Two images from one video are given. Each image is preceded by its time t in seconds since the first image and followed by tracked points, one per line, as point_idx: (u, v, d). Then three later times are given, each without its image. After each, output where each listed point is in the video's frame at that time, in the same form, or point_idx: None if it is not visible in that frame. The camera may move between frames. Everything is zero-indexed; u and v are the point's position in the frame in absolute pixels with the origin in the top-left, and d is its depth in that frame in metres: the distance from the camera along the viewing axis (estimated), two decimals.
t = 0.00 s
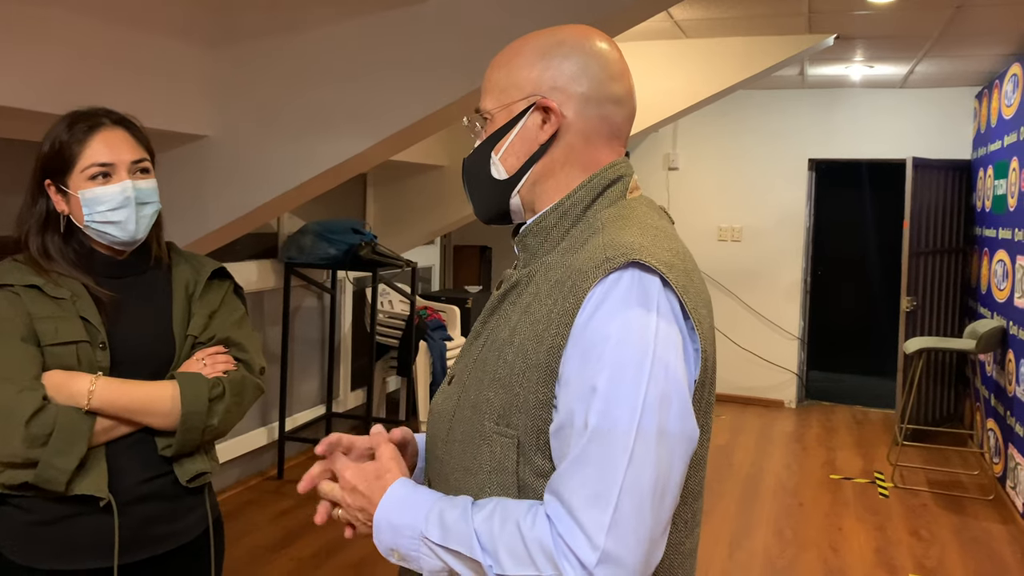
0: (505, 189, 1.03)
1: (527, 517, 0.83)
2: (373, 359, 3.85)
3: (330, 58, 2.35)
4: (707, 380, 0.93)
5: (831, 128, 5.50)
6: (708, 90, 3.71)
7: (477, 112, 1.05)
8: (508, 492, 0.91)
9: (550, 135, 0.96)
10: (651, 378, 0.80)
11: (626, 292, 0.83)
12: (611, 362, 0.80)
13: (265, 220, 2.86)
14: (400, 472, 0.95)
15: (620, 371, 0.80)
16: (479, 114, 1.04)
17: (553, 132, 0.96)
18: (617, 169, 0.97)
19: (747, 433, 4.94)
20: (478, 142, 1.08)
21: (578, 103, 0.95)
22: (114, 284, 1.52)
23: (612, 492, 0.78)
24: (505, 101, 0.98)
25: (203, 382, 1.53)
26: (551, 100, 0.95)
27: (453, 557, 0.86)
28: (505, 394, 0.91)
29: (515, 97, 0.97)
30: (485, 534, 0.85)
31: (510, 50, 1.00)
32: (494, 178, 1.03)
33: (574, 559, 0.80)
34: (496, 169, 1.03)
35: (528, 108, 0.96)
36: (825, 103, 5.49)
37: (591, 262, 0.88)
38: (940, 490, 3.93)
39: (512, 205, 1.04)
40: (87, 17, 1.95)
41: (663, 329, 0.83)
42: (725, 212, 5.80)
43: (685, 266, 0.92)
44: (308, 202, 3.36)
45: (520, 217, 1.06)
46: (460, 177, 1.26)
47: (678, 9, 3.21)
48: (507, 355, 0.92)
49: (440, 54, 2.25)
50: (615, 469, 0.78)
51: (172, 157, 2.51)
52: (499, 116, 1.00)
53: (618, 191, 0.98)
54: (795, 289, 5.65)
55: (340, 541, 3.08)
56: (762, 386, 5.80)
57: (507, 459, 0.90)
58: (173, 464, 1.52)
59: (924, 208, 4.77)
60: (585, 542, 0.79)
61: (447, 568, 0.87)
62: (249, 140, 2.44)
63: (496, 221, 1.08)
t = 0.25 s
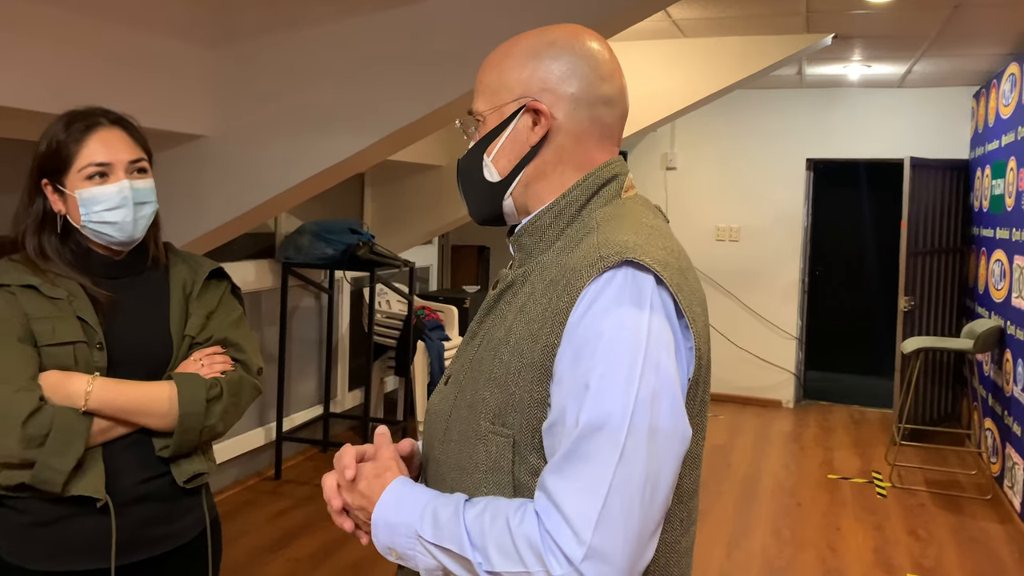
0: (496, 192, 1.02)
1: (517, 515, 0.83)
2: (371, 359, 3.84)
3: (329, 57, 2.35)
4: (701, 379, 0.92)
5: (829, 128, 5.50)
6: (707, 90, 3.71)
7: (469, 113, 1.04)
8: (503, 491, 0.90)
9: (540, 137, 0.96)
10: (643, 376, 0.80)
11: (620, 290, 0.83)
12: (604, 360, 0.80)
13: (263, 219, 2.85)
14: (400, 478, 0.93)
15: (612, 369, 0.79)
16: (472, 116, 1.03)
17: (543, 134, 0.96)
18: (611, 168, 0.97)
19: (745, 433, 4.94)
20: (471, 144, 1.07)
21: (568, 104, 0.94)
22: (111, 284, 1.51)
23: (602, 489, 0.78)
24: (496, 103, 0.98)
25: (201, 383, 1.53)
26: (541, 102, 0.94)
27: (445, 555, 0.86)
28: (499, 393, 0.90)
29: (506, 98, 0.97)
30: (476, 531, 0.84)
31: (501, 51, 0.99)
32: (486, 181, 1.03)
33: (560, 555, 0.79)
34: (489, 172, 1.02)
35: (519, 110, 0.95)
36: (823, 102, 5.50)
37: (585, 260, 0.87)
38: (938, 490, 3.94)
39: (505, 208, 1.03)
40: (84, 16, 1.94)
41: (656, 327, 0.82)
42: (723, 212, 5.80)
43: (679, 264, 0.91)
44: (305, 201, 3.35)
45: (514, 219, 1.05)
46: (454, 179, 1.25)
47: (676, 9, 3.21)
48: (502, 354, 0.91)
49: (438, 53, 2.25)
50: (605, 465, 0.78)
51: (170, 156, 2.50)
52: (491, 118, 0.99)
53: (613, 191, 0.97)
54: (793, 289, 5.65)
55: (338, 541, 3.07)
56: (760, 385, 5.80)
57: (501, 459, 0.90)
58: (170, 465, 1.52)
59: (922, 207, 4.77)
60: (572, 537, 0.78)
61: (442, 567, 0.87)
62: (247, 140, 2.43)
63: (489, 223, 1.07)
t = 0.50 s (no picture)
0: (487, 193, 1.01)
1: (512, 516, 0.83)
2: (363, 359, 3.83)
3: (320, 56, 2.33)
4: (694, 377, 0.92)
5: (820, 128, 5.52)
6: (699, 89, 3.71)
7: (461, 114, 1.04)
8: (497, 492, 0.90)
9: (532, 138, 0.95)
10: (637, 376, 0.80)
11: (613, 290, 0.83)
12: (598, 360, 0.80)
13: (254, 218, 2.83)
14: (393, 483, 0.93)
15: (606, 370, 0.79)
16: (464, 116, 1.03)
17: (534, 135, 0.95)
18: (603, 169, 0.97)
19: (736, 432, 4.95)
20: (462, 144, 1.07)
21: (559, 106, 0.94)
22: (101, 284, 1.50)
23: (597, 489, 0.78)
24: (487, 103, 0.97)
25: (190, 383, 1.52)
26: (532, 104, 0.94)
27: (441, 558, 0.85)
28: (493, 394, 0.90)
29: (497, 98, 0.96)
30: (471, 532, 0.84)
31: (492, 52, 0.99)
32: (477, 182, 1.02)
33: (556, 555, 0.79)
34: (480, 173, 1.02)
35: (510, 111, 0.95)
36: (814, 102, 5.51)
37: (579, 260, 0.87)
38: (928, 488, 3.96)
39: (495, 208, 1.02)
40: (73, 13, 1.92)
41: (650, 326, 0.83)
42: (715, 211, 5.82)
43: (672, 264, 0.91)
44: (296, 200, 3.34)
45: (505, 219, 1.05)
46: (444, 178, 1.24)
47: (668, 8, 3.21)
48: (495, 355, 0.91)
49: (430, 51, 2.24)
50: (600, 466, 0.78)
51: (160, 155, 2.48)
52: (482, 119, 0.98)
53: (605, 191, 0.97)
54: (784, 288, 5.67)
55: (329, 541, 3.06)
56: (751, 384, 5.82)
57: (495, 460, 0.90)
58: (160, 465, 1.51)
59: (913, 207, 4.79)
60: (567, 537, 0.78)
61: (439, 570, 0.87)
62: (238, 138, 2.42)
63: (481, 223, 1.06)
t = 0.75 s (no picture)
0: (486, 199, 1.01)
1: (511, 517, 0.83)
2: (360, 360, 3.83)
3: (317, 58, 2.33)
4: (694, 379, 0.92)
5: (817, 129, 5.53)
6: (696, 91, 3.71)
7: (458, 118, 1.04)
8: (497, 495, 0.90)
9: (530, 144, 0.95)
10: (637, 377, 0.80)
11: (613, 291, 0.83)
12: (598, 362, 0.80)
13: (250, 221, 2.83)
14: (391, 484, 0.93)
15: (606, 371, 0.79)
16: (461, 121, 1.02)
17: (533, 141, 0.95)
18: (602, 172, 0.97)
19: (733, 433, 4.95)
20: (461, 148, 1.07)
21: (557, 111, 0.94)
22: (97, 288, 1.50)
23: (596, 490, 0.78)
24: (485, 109, 0.97)
25: (187, 387, 1.51)
26: (530, 110, 0.94)
27: (441, 561, 0.85)
28: (493, 397, 0.90)
29: (495, 104, 0.96)
30: (470, 535, 0.84)
31: (489, 57, 0.99)
32: (475, 187, 1.02)
33: (555, 557, 0.79)
34: (478, 178, 1.02)
35: (507, 118, 0.95)
36: (811, 103, 5.52)
37: (579, 263, 0.87)
38: (925, 489, 3.96)
39: (494, 213, 1.02)
40: (69, 14, 1.92)
41: (650, 327, 0.83)
42: (712, 212, 5.82)
43: (672, 266, 0.91)
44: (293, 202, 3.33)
45: (503, 224, 1.05)
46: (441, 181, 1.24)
47: (664, 10, 3.21)
48: (495, 357, 0.91)
49: (428, 53, 2.24)
50: (599, 467, 0.78)
51: (156, 157, 2.48)
52: (480, 123, 0.98)
53: (604, 194, 0.97)
54: (781, 289, 5.68)
55: (326, 543, 3.06)
56: (748, 386, 5.82)
57: (495, 463, 0.90)
58: (157, 468, 1.50)
59: (909, 208, 4.80)
60: (567, 539, 0.78)
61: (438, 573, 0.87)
62: (235, 141, 2.41)
63: (478, 228, 1.06)
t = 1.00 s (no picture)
0: (487, 201, 1.01)
1: (514, 516, 0.83)
2: (359, 361, 3.83)
3: (315, 59, 2.33)
4: (697, 379, 0.93)
5: (815, 129, 5.53)
6: (694, 91, 3.71)
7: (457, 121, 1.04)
8: (498, 494, 0.90)
9: (529, 148, 0.95)
10: (641, 376, 0.80)
11: (618, 291, 0.83)
12: (604, 361, 0.80)
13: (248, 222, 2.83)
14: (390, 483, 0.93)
15: (611, 369, 0.79)
16: (460, 124, 1.02)
17: (532, 144, 0.95)
18: (604, 173, 0.97)
19: (733, 433, 4.95)
20: (459, 151, 1.07)
21: (557, 114, 0.94)
22: (94, 291, 1.50)
23: (599, 490, 0.78)
24: (484, 111, 0.97)
25: (184, 389, 1.51)
26: (530, 113, 0.94)
27: (442, 560, 0.85)
28: (495, 396, 0.90)
29: (494, 107, 0.96)
30: (472, 534, 0.84)
31: (487, 59, 0.99)
32: (477, 191, 1.02)
33: (558, 556, 0.79)
34: (478, 181, 1.01)
35: (507, 121, 0.95)
36: (809, 102, 5.52)
37: (583, 263, 0.87)
38: (924, 488, 3.96)
39: (494, 216, 1.02)
40: (65, 16, 1.92)
41: (654, 326, 0.83)
42: (710, 212, 5.82)
43: (676, 266, 0.91)
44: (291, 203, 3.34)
45: (503, 226, 1.05)
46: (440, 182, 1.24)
47: (662, 9, 3.21)
48: (498, 356, 0.91)
49: (425, 54, 2.24)
50: (603, 467, 0.78)
51: (154, 159, 2.48)
52: (479, 127, 0.98)
53: (606, 195, 0.97)
54: (780, 289, 5.68)
55: (326, 544, 3.06)
56: (747, 385, 5.82)
57: (497, 462, 0.90)
58: (154, 471, 1.50)
59: (908, 207, 4.80)
60: (569, 538, 0.78)
61: (438, 573, 0.87)
62: (233, 142, 2.41)
63: (478, 230, 1.06)
